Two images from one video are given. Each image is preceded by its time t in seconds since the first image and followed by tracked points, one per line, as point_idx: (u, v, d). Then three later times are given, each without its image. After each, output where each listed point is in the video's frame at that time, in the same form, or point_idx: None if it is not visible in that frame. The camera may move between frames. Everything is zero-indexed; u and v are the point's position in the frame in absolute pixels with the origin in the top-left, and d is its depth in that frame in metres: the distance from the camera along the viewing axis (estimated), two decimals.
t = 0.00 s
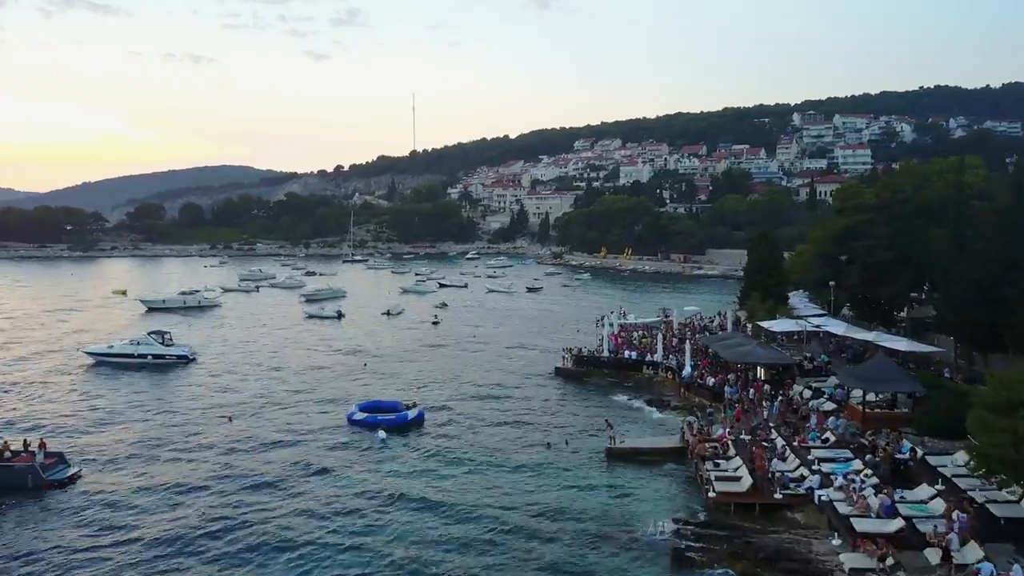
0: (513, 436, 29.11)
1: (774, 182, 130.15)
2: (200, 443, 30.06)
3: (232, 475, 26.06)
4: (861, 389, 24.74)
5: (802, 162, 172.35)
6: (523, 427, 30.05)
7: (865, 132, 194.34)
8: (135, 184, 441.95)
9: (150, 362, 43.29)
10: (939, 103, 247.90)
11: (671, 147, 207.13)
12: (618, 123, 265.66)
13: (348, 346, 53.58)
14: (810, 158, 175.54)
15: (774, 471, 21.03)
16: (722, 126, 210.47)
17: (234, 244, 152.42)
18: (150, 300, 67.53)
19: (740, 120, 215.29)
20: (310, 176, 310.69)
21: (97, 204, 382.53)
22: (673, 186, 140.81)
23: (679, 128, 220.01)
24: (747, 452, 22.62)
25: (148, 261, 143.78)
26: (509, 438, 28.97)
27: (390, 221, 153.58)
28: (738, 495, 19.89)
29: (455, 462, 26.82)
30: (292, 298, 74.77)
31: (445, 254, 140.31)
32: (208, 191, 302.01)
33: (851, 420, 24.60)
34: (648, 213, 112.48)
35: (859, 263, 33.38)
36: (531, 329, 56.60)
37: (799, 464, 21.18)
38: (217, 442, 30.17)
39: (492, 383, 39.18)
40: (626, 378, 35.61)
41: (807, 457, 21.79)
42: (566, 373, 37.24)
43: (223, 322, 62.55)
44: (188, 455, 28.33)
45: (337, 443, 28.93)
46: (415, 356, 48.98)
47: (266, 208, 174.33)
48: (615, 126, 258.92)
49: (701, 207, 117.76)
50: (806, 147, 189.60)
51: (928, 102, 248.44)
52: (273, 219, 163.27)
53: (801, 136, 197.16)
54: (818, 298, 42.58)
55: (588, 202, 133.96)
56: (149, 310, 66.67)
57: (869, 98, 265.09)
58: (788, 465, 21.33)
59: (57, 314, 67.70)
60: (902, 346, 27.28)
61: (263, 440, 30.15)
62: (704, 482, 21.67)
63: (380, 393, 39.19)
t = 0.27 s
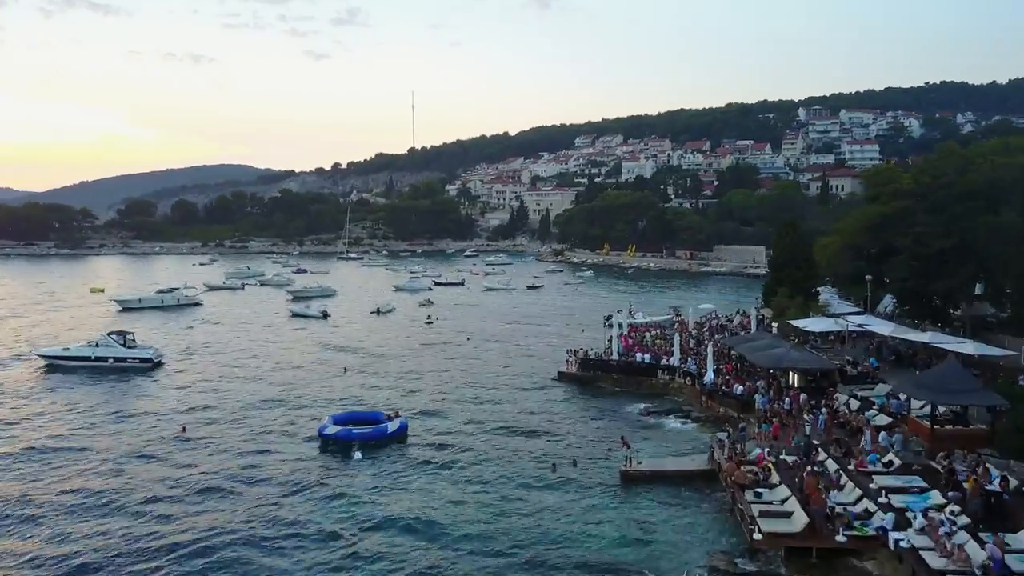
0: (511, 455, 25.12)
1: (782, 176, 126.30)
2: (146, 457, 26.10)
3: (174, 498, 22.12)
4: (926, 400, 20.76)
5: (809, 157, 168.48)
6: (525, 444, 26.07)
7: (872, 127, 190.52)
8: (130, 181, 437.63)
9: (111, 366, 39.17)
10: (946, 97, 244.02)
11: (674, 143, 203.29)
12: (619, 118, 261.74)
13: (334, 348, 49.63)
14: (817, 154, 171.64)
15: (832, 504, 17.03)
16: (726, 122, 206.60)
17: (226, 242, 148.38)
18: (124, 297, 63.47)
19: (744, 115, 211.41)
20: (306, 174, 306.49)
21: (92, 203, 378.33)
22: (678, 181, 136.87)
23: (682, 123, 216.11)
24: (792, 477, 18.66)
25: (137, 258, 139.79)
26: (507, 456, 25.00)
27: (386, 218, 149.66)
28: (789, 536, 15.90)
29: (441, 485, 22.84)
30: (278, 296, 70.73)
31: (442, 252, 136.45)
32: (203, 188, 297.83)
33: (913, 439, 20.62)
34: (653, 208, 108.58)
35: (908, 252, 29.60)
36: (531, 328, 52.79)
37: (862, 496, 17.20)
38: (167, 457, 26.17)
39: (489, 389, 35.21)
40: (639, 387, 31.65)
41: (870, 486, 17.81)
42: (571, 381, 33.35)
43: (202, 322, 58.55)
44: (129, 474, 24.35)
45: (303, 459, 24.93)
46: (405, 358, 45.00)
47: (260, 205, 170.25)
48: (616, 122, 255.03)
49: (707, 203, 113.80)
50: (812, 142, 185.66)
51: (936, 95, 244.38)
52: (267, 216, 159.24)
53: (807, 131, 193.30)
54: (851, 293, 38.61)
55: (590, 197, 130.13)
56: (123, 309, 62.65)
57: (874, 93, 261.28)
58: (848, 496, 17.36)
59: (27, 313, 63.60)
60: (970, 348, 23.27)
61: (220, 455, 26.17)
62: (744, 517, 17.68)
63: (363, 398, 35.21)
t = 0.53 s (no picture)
0: (506, 478, 21.19)
1: (791, 171, 122.47)
2: (71, 476, 22.20)
3: (86, 531, 18.22)
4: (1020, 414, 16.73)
5: (816, 152, 164.60)
6: (524, 464, 22.17)
7: (880, 123, 186.73)
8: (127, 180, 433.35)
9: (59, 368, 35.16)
10: (954, 93, 240.27)
11: (677, 139, 199.38)
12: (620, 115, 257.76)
13: (315, 349, 45.68)
14: (824, 150, 167.74)
15: (927, 554, 13.07)
16: (731, 118, 202.79)
17: (217, 239, 144.27)
18: (96, 295, 59.46)
19: (749, 111, 207.54)
20: (303, 172, 302.45)
21: (87, 202, 374.05)
22: (683, 177, 132.96)
23: (685, 120, 212.22)
24: (865, 519, 14.69)
25: (126, 256, 135.74)
26: (501, 479, 21.08)
27: (382, 215, 145.79)
28: None
29: (413, 513, 18.91)
30: (262, 295, 66.75)
31: (440, 250, 132.37)
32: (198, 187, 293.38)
33: (1005, 466, 16.63)
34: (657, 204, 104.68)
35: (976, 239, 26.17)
36: (530, 328, 48.98)
37: (963, 543, 13.22)
38: (102, 476, 22.28)
39: (483, 396, 31.27)
40: (656, 396, 27.77)
41: (968, 529, 13.85)
42: (578, 389, 29.48)
43: (177, 322, 54.60)
44: (48, 497, 20.45)
45: (254, 481, 21.01)
46: (391, 360, 41.08)
47: (253, 203, 166.09)
48: (617, 119, 251.10)
49: (714, 198, 109.94)
50: (818, 138, 181.66)
51: (944, 90, 240.50)
52: (261, 214, 155.09)
53: (813, 127, 189.53)
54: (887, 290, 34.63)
55: (592, 193, 126.30)
56: (95, 309, 58.58)
57: (879, 90, 257.43)
58: (944, 542, 13.38)
59: None
60: None
61: (158, 474, 22.25)
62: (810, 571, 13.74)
63: (338, 404, 31.26)
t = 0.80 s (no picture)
0: (494, 511, 17.06)
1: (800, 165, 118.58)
2: None
3: None
4: None
5: (824, 147, 160.63)
6: (520, 494, 18.06)
7: (887, 117, 182.78)
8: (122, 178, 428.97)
9: None
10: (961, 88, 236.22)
11: (680, 134, 195.46)
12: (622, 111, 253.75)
13: (291, 350, 41.51)
14: (831, 144, 163.83)
15: None
16: (735, 112, 198.81)
17: (208, 236, 140.18)
18: (62, 290, 55.44)
19: (753, 106, 203.52)
20: (299, 169, 298.25)
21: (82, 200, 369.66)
22: (688, 172, 128.87)
23: (688, 115, 208.25)
24: None
25: (113, 253, 131.58)
26: (488, 512, 16.95)
27: (378, 211, 141.54)
28: None
29: (369, 556, 14.89)
30: (245, 291, 62.70)
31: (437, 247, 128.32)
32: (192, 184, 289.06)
33: None
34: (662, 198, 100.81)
35: None
36: (530, 326, 45.16)
37: None
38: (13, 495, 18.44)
39: (471, 403, 27.11)
40: (676, 406, 23.74)
41: None
42: (586, 397, 25.42)
43: (148, 320, 50.59)
44: None
45: (169, 512, 16.94)
46: (373, 361, 36.96)
47: (247, 198, 161.99)
48: (618, 115, 247.08)
49: (720, 192, 106.03)
50: (825, 134, 177.38)
51: (953, 81, 236.09)
52: (253, 210, 151.03)
53: (819, 122, 185.68)
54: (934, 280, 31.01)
55: (594, 188, 122.40)
56: (63, 305, 54.56)
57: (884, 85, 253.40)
58: None
59: None
60: None
61: (69, 494, 18.29)
62: None
63: (301, 408, 27.12)
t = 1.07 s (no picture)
0: (483, 545, 14.05)
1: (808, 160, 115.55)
2: None
3: None
4: None
5: (830, 143, 157.47)
6: (515, 523, 15.03)
7: (894, 113, 179.63)
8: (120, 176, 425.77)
9: None
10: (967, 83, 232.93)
11: (683, 131, 192.29)
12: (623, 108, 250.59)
13: (272, 350, 38.49)
14: (837, 140, 160.71)
15: None
16: (739, 108, 195.66)
17: (201, 234, 137.06)
18: (35, 286, 52.48)
19: (757, 102, 200.35)
20: (297, 168, 295.00)
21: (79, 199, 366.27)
22: (692, 167, 125.82)
23: (690, 111, 205.10)
24: None
25: (104, 250, 128.54)
26: (473, 546, 13.95)
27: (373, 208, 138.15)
28: None
29: None
30: (231, 288, 59.77)
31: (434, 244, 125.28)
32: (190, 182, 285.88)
33: None
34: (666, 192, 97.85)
35: None
36: (529, 324, 42.27)
37: None
38: None
39: (462, 409, 24.09)
40: (698, 415, 20.71)
41: None
42: (593, 404, 22.39)
43: (124, 320, 47.68)
44: None
45: (83, 545, 13.92)
46: (358, 361, 33.96)
47: (241, 195, 158.84)
48: (620, 112, 243.94)
49: (727, 187, 103.06)
50: (831, 130, 174.15)
51: (959, 76, 232.92)
52: (247, 206, 147.88)
53: (824, 118, 182.56)
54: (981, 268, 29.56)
55: (596, 183, 119.38)
56: (35, 300, 51.68)
57: (889, 81, 250.17)
58: None
59: None
60: None
61: None
62: None
63: (269, 414, 24.10)
